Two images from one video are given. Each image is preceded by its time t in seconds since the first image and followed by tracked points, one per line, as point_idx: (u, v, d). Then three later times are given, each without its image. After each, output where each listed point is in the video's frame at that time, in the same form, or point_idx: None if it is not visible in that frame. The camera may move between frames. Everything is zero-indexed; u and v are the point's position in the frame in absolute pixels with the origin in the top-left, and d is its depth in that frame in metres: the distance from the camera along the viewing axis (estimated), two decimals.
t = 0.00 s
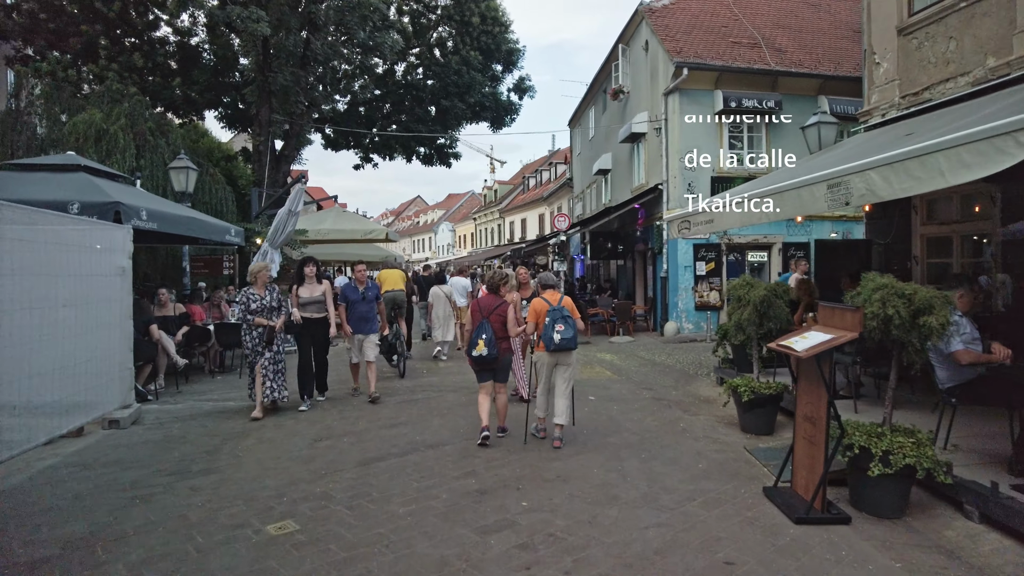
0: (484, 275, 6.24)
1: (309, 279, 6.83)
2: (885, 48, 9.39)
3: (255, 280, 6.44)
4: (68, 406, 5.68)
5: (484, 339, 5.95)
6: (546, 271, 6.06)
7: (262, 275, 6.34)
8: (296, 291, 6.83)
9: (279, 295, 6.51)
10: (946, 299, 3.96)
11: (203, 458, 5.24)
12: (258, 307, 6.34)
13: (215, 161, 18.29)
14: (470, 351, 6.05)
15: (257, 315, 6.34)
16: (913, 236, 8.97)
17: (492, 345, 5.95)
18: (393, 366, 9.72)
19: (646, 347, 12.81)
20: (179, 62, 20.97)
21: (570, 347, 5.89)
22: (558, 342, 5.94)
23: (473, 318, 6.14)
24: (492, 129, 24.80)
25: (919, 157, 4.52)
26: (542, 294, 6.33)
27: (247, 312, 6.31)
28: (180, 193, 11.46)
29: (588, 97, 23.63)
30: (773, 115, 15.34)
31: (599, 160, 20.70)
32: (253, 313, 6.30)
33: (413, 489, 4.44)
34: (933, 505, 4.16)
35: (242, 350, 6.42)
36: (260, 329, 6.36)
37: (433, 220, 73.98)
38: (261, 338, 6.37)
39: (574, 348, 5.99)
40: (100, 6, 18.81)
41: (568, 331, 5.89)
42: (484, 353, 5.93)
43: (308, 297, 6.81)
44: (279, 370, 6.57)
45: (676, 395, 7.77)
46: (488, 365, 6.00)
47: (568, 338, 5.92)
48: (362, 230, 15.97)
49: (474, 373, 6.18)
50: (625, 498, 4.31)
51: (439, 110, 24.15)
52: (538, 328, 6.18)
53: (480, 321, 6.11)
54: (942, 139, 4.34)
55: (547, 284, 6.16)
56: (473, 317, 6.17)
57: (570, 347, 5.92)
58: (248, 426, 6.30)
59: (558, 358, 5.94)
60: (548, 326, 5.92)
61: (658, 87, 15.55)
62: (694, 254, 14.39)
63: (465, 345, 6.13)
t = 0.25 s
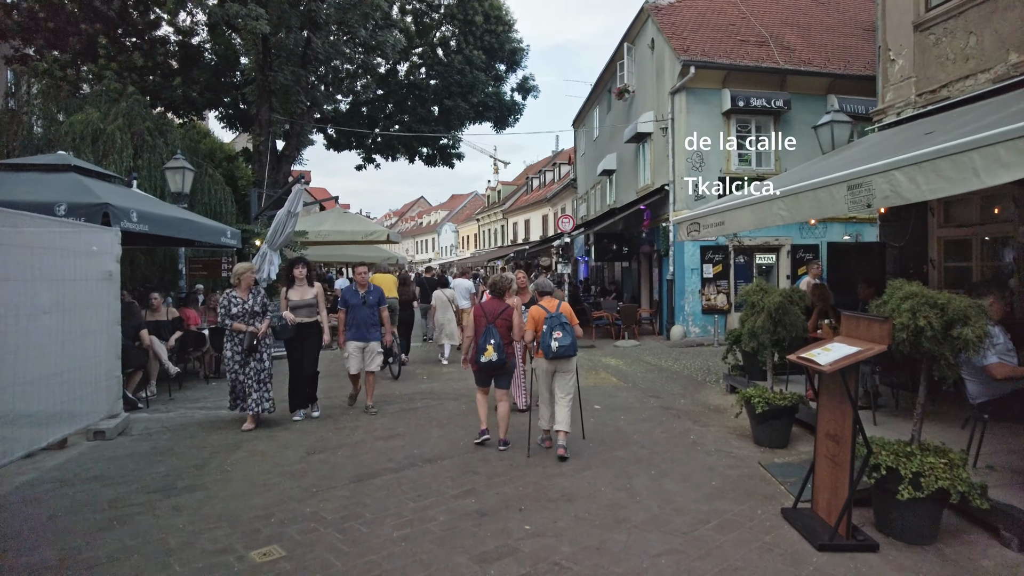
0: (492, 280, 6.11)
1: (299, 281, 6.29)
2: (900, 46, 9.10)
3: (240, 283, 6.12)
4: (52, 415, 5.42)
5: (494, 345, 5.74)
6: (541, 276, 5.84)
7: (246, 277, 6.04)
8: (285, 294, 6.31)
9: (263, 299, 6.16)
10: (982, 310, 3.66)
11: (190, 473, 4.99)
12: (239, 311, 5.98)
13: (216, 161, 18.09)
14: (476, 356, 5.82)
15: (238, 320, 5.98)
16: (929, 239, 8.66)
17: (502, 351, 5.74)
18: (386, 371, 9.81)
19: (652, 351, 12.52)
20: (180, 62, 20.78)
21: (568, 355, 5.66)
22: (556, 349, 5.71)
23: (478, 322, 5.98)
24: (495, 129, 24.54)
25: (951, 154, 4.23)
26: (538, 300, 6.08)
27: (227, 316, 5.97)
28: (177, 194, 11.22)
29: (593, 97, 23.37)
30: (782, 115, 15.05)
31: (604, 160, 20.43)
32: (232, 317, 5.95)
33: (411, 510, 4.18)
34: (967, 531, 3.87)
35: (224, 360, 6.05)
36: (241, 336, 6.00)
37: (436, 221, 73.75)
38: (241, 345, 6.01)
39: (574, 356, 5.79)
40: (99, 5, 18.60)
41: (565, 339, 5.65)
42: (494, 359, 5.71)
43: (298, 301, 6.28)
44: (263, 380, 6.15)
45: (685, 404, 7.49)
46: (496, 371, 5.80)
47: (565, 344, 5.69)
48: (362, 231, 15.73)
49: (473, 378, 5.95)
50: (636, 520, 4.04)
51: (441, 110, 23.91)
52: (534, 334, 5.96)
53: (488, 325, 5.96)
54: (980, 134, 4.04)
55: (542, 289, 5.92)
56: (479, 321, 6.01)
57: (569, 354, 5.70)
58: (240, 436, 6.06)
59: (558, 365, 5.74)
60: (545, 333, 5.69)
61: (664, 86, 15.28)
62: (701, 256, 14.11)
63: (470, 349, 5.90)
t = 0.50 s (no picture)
0: (485, 281, 5.82)
1: (290, 285, 6.00)
2: (915, 38, 8.79)
3: (215, 284, 5.74)
4: (32, 420, 5.19)
5: (491, 347, 5.58)
6: (542, 274, 5.85)
7: (222, 278, 5.65)
8: (275, 299, 5.98)
9: (241, 300, 5.81)
10: (1017, 311, 3.39)
11: (173, 482, 4.75)
12: (215, 314, 5.62)
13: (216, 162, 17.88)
14: (473, 359, 5.65)
15: (214, 324, 5.61)
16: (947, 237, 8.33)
17: (499, 353, 5.58)
18: (376, 370, 9.97)
19: (658, 353, 12.23)
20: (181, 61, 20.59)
21: (568, 351, 5.62)
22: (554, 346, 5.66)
23: (473, 325, 5.71)
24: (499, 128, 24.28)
25: (983, 144, 3.95)
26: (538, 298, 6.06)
27: (203, 320, 5.60)
28: (172, 192, 10.99)
29: (598, 95, 23.08)
30: (790, 112, 14.74)
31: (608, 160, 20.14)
32: (208, 321, 5.58)
33: (403, 524, 3.92)
34: (1001, 549, 3.60)
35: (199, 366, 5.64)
36: (219, 340, 5.65)
37: (441, 222, 73.56)
38: (220, 350, 5.66)
39: (573, 353, 5.73)
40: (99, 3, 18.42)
41: (564, 335, 5.62)
42: (492, 362, 5.56)
43: (288, 307, 5.91)
44: (247, 385, 5.86)
45: (693, 409, 7.22)
46: (493, 374, 5.64)
47: (564, 341, 5.64)
48: (363, 231, 15.48)
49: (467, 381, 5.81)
50: (643, 536, 3.78)
51: (444, 109, 23.65)
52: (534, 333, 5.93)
53: (483, 328, 5.70)
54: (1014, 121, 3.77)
55: (542, 287, 5.92)
56: (472, 324, 5.75)
57: (569, 351, 5.64)
58: (230, 442, 5.82)
59: (556, 362, 5.70)
60: (544, 330, 5.66)
61: (670, 82, 15.00)
62: (708, 256, 13.82)
63: (465, 352, 5.72)
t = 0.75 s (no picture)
0: (471, 281, 5.87)
1: (279, 284, 5.68)
2: (932, 29, 8.46)
3: (179, 287, 5.42)
4: (8, 430, 4.95)
5: (479, 347, 5.57)
6: (548, 278, 5.64)
7: (189, 278, 5.36)
8: (264, 300, 5.67)
9: (208, 303, 5.49)
10: None
11: (152, 495, 4.50)
12: (181, 317, 5.30)
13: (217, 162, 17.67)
14: (461, 360, 5.62)
15: (180, 327, 5.29)
16: (966, 236, 7.85)
17: (488, 354, 5.56)
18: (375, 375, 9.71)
19: (665, 356, 11.92)
20: (182, 61, 20.41)
21: (571, 358, 5.37)
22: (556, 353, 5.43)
23: (461, 325, 5.72)
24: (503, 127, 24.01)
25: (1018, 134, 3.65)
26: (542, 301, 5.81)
27: (168, 324, 5.27)
28: (168, 192, 10.75)
29: (603, 94, 22.77)
30: (800, 108, 14.41)
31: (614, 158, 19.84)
32: (174, 324, 5.26)
33: (392, 545, 3.65)
34: None
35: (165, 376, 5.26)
36: (185, 344, 5.32)
37: (446, 222, 73.32)
38: (188, 355, 5.32)
39: (577, 359, 5.46)
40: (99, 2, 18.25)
41: (566, 341, 5.36)
42: (481, 362, 5.53)
43: (276, 308, 5.61)
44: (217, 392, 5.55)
45: (702, 416, 6.92)
46: (482, 374, 5.61)
47: (568, 347, 5.38)
48: (364, 231, 15.23)
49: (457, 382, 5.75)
50: (649, 558, 3.50)
51: (448, 108, 23.40)
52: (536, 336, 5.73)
53: (471, 327, 5.71)
54: None
55: (547, 289, 5.66)
56: (460, 325, 5.76)
57: (572, 357, 5.39)
58: (217, 452, 5.56)
59: (558, 368, 5.45)
60: (545, 336, 5.43)
61: (677, 79, 14.70)
62: (716, 256, 13.51)
63: (454, 354, 5.68)
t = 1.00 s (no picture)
0: (468, 284, 5.69)
1: (269, 288, 5.17)
2: (958, 20, 8.12)
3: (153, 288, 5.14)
4: None
5: (476, 350, 5.43)
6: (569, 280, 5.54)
7: (160, 279, 5.07)
8: (253, 306, 5.18)
9: (185, 305, 5.20)
10: None
11: (138, 508, 4.28)
12: (154, 321, 5.02)
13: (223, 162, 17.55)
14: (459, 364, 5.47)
15: (154, 330, 5.02)
16: (994, 235, 7.45)
17: (485, 357, 5.42)
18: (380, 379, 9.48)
19: (677, 359, 11.62)
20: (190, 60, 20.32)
21: (581, 363, 5.22)
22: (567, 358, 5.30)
23: (457, 329, 5.58)
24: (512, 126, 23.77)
25: None
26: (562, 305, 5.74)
27: (141, 328, 5.00)
28: (170, 191, 10.58)
29: (613, 92, 22.46)
30: (816, 105, 14.05)
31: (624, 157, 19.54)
32: (146, 328, 4.98)
33: (387, 567, 3.40)
34: None
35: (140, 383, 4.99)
36: (162, 349, 5.04)
37: (455, 223, 73.19)
38: (165, 359, 5.05)
39: (591, 365, 5.31)
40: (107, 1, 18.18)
41: (578, 347, 5.22)
42: (478, 365, 5.37)
43: (267, 314, 5.10)
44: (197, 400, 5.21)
45: (718, 423, 6.62)
46: (481, 378, 5.45)
47: (579, 352, 5.23)
48: (371, 231, 15.02)
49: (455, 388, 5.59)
50: None
51: (456, 107, 23.18)
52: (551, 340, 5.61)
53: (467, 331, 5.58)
54: None
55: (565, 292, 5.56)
56: (457, 328, 5.62)
57: (583, 363, 5.24)
58: (212, 461, 5.35)
59: (573, 373, 5.35)
60: (557, 341, 5.31)
61: (689, 75, 14.38)
62: (730, 256, 13.19)
63: (452, 358, 5.55)
